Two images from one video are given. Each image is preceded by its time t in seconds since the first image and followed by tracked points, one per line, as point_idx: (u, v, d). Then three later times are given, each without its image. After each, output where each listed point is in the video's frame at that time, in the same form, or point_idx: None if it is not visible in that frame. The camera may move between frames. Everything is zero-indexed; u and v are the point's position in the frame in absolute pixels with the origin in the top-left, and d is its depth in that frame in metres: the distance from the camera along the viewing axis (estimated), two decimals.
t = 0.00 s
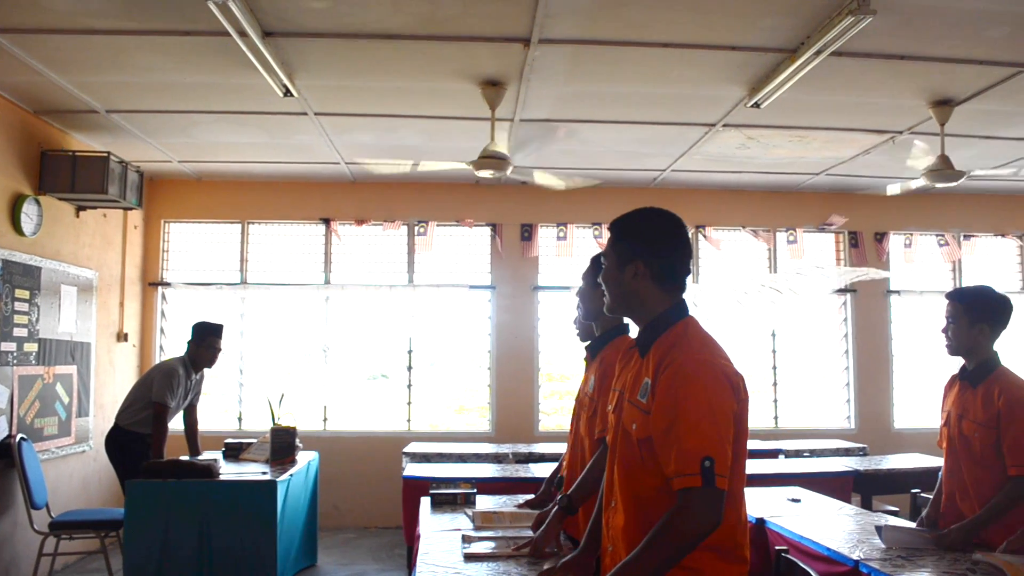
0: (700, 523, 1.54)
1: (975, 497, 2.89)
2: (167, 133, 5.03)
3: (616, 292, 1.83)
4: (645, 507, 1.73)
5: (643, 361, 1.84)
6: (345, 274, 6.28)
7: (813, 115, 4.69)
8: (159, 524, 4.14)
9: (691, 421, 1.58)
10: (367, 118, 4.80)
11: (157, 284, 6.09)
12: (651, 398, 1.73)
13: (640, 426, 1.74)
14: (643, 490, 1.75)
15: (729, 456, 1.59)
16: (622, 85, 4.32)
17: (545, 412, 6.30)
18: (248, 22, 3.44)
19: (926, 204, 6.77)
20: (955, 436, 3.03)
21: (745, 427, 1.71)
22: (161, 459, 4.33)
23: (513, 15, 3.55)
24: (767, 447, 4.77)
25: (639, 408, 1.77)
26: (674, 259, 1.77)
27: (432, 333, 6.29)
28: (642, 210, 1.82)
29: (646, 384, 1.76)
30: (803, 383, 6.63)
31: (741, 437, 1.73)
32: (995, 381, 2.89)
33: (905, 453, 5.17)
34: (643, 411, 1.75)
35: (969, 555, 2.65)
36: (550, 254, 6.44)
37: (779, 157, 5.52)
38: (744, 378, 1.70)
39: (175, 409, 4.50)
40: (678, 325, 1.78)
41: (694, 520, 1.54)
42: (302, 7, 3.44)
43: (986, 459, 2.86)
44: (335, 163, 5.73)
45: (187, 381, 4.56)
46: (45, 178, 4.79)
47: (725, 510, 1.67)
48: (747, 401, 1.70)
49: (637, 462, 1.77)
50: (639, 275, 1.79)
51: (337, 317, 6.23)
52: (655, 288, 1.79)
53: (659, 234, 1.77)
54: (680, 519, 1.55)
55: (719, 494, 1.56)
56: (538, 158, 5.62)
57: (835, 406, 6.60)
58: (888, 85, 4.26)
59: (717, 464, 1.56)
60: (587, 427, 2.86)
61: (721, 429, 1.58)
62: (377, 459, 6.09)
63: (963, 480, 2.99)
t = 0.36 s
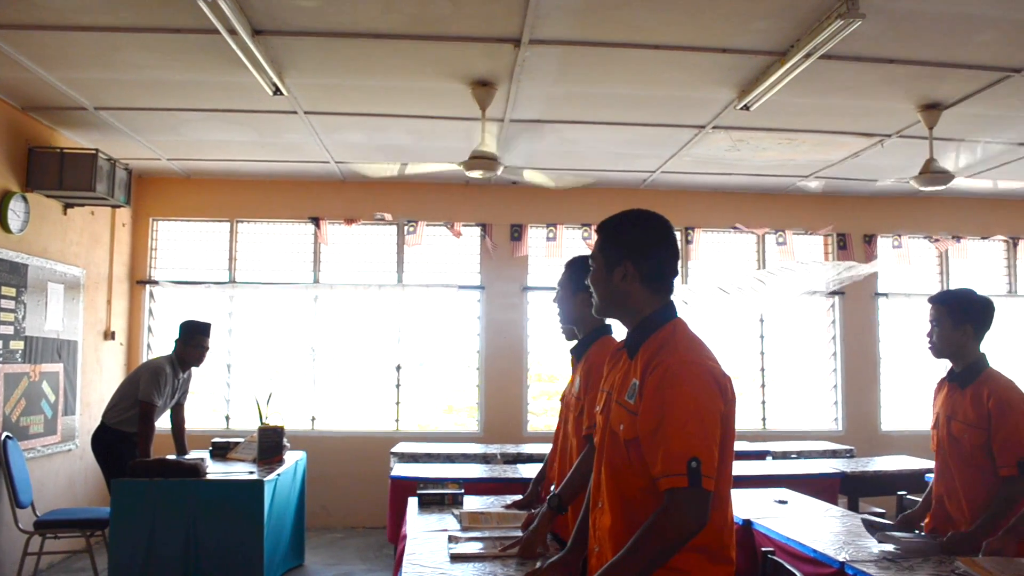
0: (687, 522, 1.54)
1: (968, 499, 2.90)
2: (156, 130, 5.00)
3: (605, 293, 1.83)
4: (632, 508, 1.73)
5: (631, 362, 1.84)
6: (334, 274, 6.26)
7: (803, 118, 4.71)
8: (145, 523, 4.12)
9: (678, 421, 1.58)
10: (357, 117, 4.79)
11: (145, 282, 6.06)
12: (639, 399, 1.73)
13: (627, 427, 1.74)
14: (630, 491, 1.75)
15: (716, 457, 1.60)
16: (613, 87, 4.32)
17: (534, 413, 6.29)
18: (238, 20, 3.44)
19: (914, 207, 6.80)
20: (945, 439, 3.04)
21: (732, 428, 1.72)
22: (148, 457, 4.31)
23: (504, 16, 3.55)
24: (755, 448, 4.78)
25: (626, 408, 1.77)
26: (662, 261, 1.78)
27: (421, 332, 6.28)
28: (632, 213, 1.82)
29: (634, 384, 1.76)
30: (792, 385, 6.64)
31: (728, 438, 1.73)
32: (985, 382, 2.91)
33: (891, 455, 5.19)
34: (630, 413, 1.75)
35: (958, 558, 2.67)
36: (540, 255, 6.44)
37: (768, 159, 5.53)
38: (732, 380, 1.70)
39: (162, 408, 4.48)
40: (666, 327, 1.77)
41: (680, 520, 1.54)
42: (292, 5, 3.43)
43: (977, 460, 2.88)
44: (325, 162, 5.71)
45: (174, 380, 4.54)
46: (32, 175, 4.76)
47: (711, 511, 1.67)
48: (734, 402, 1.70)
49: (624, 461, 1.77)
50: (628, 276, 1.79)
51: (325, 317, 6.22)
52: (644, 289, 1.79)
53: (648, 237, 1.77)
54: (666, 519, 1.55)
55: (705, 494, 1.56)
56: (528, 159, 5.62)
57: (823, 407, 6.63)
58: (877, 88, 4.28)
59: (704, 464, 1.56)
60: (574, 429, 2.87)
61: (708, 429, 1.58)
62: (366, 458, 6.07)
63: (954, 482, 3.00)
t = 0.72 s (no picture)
0: (675, 521, 1.55)
1: (958, 496, 2.93)
2: (147, 130, 4.99)
3: (594, 294, 1.83)
4: (621, 507, 1.73)
5: (620, 362, 1.84)
6: (325, 274, 6.25)
7: (794, 119, 4.72)
8: (135, 524, 4.10)
9: (667, 420, 1.58)
10: (348, 117, 4.78)
11: (136, 283, 6.04)
12: (628, 399, 1.74)
13: (616, 427, 1.74)
14: (619, 491, 1.75)
15: (705, 456, 1.60)
16: (604, 87, 4.33)
17: (525, 413, 6.29)
18: (230, 19, 3.43)
19: (905, 208, 6.83)
20: (937, 436, 3.06)
21: (722, 428, 1.72)
22: (138, 458, 4.29)
23: (496, 16, 3.56)
24: (745, 448, 4.79)
25: (616, 409, 1.77)
26: (651, 263, 1.78)
27: (412, 333, 6.27)
28: (620, 214, 1.82)
29: (623, 385, 1.76)
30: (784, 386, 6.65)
31: (717, 437, 1.73)
32: (975, 380, 2.93)
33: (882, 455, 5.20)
34: (619, 413, 1.75)
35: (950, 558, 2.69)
36: (531, 255, 6.45)
37: (759, 160, 5.54)
38: (720, 380, 1.71)
39: (152, 409, 4.46)
40: (656, 327, 1.77)
41: (669, 519, 1.54)
42: (284, 5, 3.43)
43: (967, 457, 2.91)
44: (316, 162, 5.71)
45: (164, 381, 4.52)
46: (22, 175, 4.74)
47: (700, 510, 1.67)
48: (723, 402, 1.71)
49: (613, 460, 1.77)
50: (616, 278, 1.79)
51: (317, 317, 6.21)
52: (633, 290, 1.79)
53: (637, 239, 1.78)
54: (655, 518, 1.55)
55: (694, 494, 1.56)
56: (520, 159, 5.62)
57: (814, 407, 6.65)
58: (867, 90, 4.30)
59: (692, 464, 1.56)
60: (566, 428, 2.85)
61: (697, 429, 1.58)
62: (358, 459, 6.06)
63: (944, 479, 3.03)
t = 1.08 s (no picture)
0: (654, 523, 1.55)
1: (922, 496, 3.09)
2: (127, 130, 4.95)
3: (573, 297, 1.83)
4: (599, 509, 1.73)
5: (599, 366, 1.84)
6: (307, 276, 6.23)
7: (775, 123, 4.75)
8: (113, 526, 4.07)
9: (645, 424, 1.58)
10: (330, 118, 4.77)
11: (115, 284, 6.00)
12: (607, 402, 1.73)
13: (595, 430, 1.74)
14: (598, 493, 1.75)
15: (683, 459, 1.60)
16: (586, 90, 4.33)
17: (507, 415, 6.29)
18: (210, 20, 3.41)
19: (885, 212, 6.88)
20: (900, 439, 3.21)
21: (700, 431, 1.72)
22: (116, 461, 4.25)
23: (478, 18, 3.56)
24: (725, 451, 4.81)
25: (595, 412, 1.77)
26: (629, 267, 1.78)
27: (394, 335, 6.26)
28: (599, 218, 1.83)
29: (602, 388, 1.76)
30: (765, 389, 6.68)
31: (695, 440, 1.74)
32: (931, 381, 3.10)
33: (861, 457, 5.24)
34: (598, 416, 1.75)
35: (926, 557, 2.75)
36: (513, 258, 6.45)
37: (741, 163, 5.57)
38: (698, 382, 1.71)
39: (131, 411, 4.43)
40: (635, 330, 1.78)
41: (647, 521, 1.55)
42: (264, 5, 3.41)
43: (928, 456, 3.08)
44: (298, 163, 5.68)
45: (143, 383, 4.49)
46: None
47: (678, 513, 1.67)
48: (701, 405, 1.71)
49: (592, 462, 1.77)
50: (595, 281, 1.79)
51: (298, 319, 6.18)
52: (611, 294, 1.80)
53: (617, 243, 1.78)
54: (633, 521, 1.55)
55: (672, 497, 1.56)
56: (502, 162, 5.63)
57: (794, 410, 6.68)
58: (847, 95, 4.33)
59: (671, 467, 1.57)
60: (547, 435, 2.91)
61: (675, 431, 1.59)
62: (339, 461, 6.03)
63: (909, 480, 3.18)
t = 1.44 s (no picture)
0: (629, 522, 1.55)
1: (891, 495, 3.12)
2: (100, 130, 4.89)
3: (550, 296, 1.83)
4: (575, 507, 1.73)
5: (576, 365, 1.84)
6: (283, 276, 6.19)
7: (750, 123, 4.77)
8: (87, 530, 4.03)
9: (621, 422, 1.58)
10: (306, 118, 4.74)
11: (89, 285, 5.94)
12: (583, 401, 1.73)
13: (570, 429, 1.73)
14: (573, 491, 1.75)
15: (658, 457, 1.61)
16: (563, 90, 4.34)
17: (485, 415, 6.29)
18: (183, 19, 3.38)
19: (860, 212, 6.95)
20: (865, 439, 3.24)
21: (674, 430, 1.73)
22: (90, 464, 4.21)
23: (453, 18, 3.55)
24: (702, 449, 4.83)
25: (571, 411, 1.77)
26: (605, 265, 1.78)
27: (371, 336, 6.23)
28: (576, 217, 1.82)
29: (578, 387, 1.75)
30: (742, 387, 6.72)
31: (670, 438, 1.75)
32: (894, 380, 3.17)
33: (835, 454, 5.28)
34: (574, 415, 1.74)
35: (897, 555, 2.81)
36: (490, 258, 6.45)
37: (717, 163, 5.60)
38: (673, 382, 1.72)
39: (104, 414, 4.38)
40: (611, 330, 1.78)
41: (622, 520, 1.55)
42: (237, 4, 3.39)
43: (894, 454, 3.12)
44: (274, 164, 5.65)
45: (117, 386, 4.44)
46: None
47: (652, 512, 1.67)
48: (676, 404, 1.72)
49: (568, 461, 1.77)
50: (572, 280, 1.79)
51: (274, 320, 6.15)
52: (588, 293, 1.80)
53: (593, 242, 1.78)
54: (608, 520, 1.55)
55: (647, 495, 1.57)
56: (479, 162, 5.62)
57: (770, 408, 6.74)
58: (821, 95, 4.36)
59: (645, 465, 1.57)
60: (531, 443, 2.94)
61: (650, 431, 1.59)
62: (317, 462, 6.01)
63: (876, 479, 3.22)
